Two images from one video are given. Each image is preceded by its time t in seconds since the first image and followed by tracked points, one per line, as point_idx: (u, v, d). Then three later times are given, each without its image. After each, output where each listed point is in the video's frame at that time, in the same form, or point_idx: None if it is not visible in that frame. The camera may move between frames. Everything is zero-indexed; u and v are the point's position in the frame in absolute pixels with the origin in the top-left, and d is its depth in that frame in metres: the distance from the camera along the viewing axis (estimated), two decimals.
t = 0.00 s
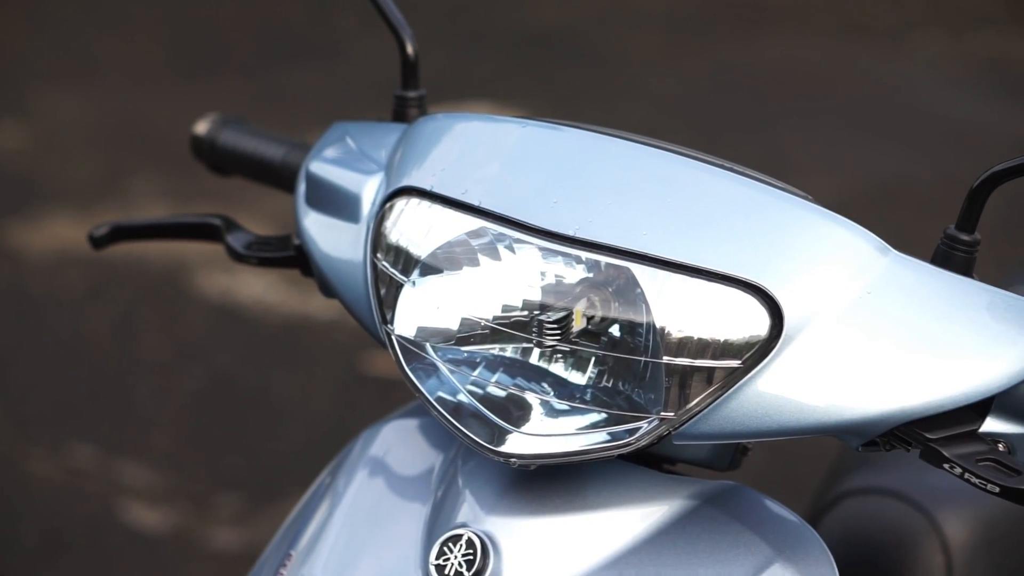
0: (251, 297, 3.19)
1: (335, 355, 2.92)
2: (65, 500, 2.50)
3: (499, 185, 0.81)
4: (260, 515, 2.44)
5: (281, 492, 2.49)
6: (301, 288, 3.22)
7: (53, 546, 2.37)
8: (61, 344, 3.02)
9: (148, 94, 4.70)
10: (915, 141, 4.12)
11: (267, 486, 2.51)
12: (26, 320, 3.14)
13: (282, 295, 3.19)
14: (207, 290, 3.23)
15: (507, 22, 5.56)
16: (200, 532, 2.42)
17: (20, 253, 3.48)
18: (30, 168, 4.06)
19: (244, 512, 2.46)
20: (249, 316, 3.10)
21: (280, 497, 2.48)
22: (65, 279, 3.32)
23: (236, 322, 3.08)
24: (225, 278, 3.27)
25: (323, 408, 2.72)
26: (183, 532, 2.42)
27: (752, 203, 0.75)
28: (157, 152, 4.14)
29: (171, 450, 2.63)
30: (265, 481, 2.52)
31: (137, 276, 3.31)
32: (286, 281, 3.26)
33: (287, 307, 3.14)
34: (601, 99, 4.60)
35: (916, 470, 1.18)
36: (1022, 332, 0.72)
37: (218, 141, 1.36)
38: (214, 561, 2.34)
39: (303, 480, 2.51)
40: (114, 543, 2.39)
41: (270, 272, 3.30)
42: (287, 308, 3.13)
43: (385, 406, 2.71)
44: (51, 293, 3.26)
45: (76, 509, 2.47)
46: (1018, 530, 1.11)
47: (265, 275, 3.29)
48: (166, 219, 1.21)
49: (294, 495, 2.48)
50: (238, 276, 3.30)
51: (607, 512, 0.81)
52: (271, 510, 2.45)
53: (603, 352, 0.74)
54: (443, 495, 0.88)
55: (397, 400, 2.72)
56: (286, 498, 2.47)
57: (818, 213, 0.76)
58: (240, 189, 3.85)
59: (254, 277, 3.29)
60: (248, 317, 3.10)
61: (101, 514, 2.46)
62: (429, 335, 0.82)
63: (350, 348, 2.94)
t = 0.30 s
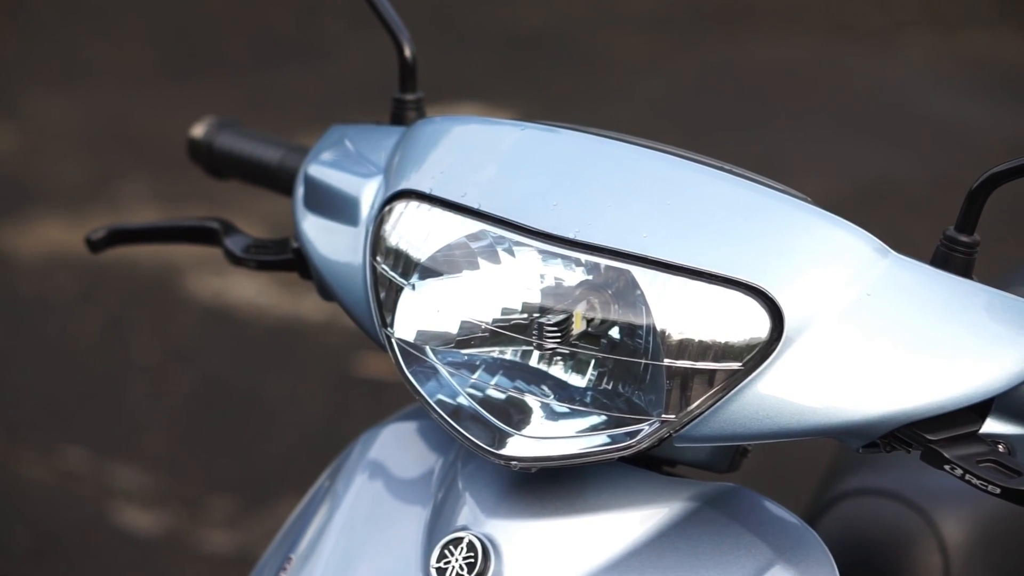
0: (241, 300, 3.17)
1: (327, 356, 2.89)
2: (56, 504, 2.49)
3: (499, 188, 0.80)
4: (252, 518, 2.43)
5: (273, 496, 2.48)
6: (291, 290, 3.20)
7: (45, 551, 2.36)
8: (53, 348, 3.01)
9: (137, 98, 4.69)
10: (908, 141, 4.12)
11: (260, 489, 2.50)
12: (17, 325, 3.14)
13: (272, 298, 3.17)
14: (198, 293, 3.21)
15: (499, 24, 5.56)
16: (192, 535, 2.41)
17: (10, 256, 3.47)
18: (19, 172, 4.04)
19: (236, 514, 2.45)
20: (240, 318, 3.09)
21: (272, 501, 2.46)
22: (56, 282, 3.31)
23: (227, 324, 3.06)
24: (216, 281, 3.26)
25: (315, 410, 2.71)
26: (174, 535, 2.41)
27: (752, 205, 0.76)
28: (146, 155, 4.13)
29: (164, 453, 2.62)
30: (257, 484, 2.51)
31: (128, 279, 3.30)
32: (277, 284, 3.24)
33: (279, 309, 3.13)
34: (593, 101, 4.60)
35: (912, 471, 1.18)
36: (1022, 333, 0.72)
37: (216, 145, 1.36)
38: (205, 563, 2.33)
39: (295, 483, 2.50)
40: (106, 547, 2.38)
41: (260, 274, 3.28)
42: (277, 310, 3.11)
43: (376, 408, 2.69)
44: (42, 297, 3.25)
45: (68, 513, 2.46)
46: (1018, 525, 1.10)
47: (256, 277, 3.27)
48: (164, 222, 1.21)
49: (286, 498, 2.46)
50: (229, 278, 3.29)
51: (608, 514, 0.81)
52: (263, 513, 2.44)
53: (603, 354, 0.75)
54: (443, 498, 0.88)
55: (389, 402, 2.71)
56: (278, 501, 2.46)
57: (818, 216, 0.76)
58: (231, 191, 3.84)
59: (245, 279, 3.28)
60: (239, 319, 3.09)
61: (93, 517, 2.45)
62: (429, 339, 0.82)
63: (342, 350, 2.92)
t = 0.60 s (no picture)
0: (230, 301, 3.17)
1: (316, 357, 2.90)
2: (46, 506, 2.48)
3: (498, 189, 0.81)
4: (243, 519, 2.42)
5: (264, 498, 2.47)
6: (280, 292, 3.20)
7: (34, 553, 2.36)
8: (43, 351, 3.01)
9: (125, 99, 4.68)
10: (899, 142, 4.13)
11: (251, 491, 2.50)
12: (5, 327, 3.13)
13: (262, 299, 3.17)
14: (187, 294, 3.21)
15: (490, 25, 5.56)
16: (182, 536, 2.40)
17: None
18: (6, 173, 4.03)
19: (228, 515, 2.44)
20: (230, 320, 3.08)
21: (263, 503, 2.46)
22: (46, 284, 3.30)
23: (218, 326, 3.06)
24: (206, 282, 3.25)
25: (307, 412, 2.71)
26: (165, 536, 2.40)
27: (751, 206, 0.76)
28: (134, 156, 4.12)
29: (155, 455, 2.62)
30: (248, 486, 2.51)
31: (118, 280, 3.29)
32: (266, 285, 3.24)
33: (268, 309, 3.12)
34: (583, 101, 4.60)
35: (909, 471, 1.18)
36: (1021, 334, 0.72)
37: (212, 146, 1.36)
38: (196, 565, 2.33)
39: (286, 485, 2.50)
40: (96, 549, 2.37)
41: (250, 276, 3.28)
42: (266, 312, 3.11)
43: (366, 410, 2.69)
44: (31, 299, 3.24)
45: (57, 514, 2.46)
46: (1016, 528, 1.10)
47: (245, 279, 3.27)
48: (161, 224, 1.21)
49: (277, 501, 2.46)
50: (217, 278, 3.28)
51: (606, 515, 0.81)
52: (254, 515, 2.43)
53: (602, 355, 0.75)
54: (441, 499, 0.88)
55: (379, 404, 2.71)
56: (270, 504, 2.46)
57: (817, 217, 0.76)
58: (219, 193, 3.84)
59: (234, 280, 3.28)
60: (229, 321, 3.08)
61: (82, 519, 2.44)
62: (428, 340, 0.82)
63: (331, 352, 2.92)
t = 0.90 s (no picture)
0: (217, 304, 3.17)
1: (304, 359, 2.90)
2: (32, 509, 2.47)
3: (496, 191, 0.81)
4: (231, 523, 2.41)
5: (254, 502, 2.46)
6: (267, 295, 3.20)
7: (21, 557, 2.34)
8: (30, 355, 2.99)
9: (109, 101, 4.66)
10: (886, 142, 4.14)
11: (240, 495, 2.49)
12: None
13: (249, 302, 3.17)
14: (174, 298, 3.20)
15: (478, 27, 5.56)
16: (170, 540, 2.39)
17: None
18: None
19: (216, 518, 2.43)
20: (217, 324, 3.08)
21: (252, 507, 2.45)
22: (32, 287, 3.29)
23: (205, 329, 3.05)
24: (193, 285, 3.25)
25: (295, 415, 2.70)
26: (153, 540, 2.39)
27: (749, 208, 0.76)
28: (119, 159, 4.11)
29: (144, 459, 2.61)
30: (238, 490, 2.50)
31: (104, 284, 3.28)
32: (252, 288, 3.25)
33: (256, 313, 3.12)
34: (571, 104, 4.60)
35: (905, 473, 1.19)
36: (1020, 335, 0.72)
37: (207, 149, 1.36)
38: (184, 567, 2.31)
39: (275, 489, 2.49)
40: (84, 553, 2.35)
41: (237, 279, 3.29)
42: (253, 315, 3.11)
43: (354, 413, 2.69)
44: (18, 303, 3.22)
45: (44, 517, 2.44)
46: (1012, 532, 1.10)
47: (232, 281, 3.27)
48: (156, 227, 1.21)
49: (266, 505, 2.45)
50: (204, 281, 3.28)
51: (605, 517, 0.81)
52: (243, 519, 2.42)
53: (601, 357, 0.75)
54: (440, 502, 0.88)
55: (366, 407, 2.70)
56: (258, 508, 2.45)
57: (816, 218, 0.76)
58: (204, 196, 3.83)
59: (221, 283, 3.27)
60: (216, 324, 3.08)
61: (69, 522, 2.43)
62: (427, 343, 0.82)
63: (317, 354, 2.92)
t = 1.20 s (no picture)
0: (205, 300, 3.17)
1: (292, 355, 2.91)
2: (21, 506, 2.46)
3: (494, 184, 0.80)
4: (221, 518, 2.40)
5: (244, 497, 2.45)
6: (255, 291, 3.21)
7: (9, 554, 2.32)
8: (18, 354, 2.98)
9: (93, 101, 4.64)
10: (875, 136, 4.14)
11: (230, 491, 2.47)
12: None
13: (236, 298, 3.17)
14: (162, 295, 3.20)
15: (466, 24, 5.55)
16: (160, 536, 2.37)
17: None
18: None
19: (207, 513, 2.42)
20: (205, 320, 3.08)
21: (241, 503, 2.43)
22: (19, 286, 3.27)
23: (193, 326, 3.05)
24: (180, 283, 3.25)
25: (285, 411, 2.70)
26: (143, 535, 2.37)
27: (748, 199, 0.76)
28: (104, 159, 4.10)
29: (134, 456, 2.60)
30: (228, 485, 2.49)
31: (91, 282, 3.27)
32: (239, 284, 3.25)
33: (244, 310, 3.12)
34: (559, 100, 4.60)
35: (901, 463, 1.19)
36: (1019, 326, 0.72)
37: (202, 143, 1.35)
38: (174, 563, 2.30)
39: (265, 484, 2.48)
40: (74, 549, 2.34)
41: (224, 276, 3.29)
42: (242, 311, 3.12)
43: (343, 409, 2.69)
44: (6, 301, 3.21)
45: (33, 515, 2.42)
46: (1006, 523, 1.11)
47: (219, 278, 3.27)
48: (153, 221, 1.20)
49: (256, 500, 2.44)
50: (191, 279, 3.27)
51: (604, 509, 0.81)
52: (233, 514, 2.40)
53: (601, 350, 0.75)
54: (440, 495, 0.88)
55: (355, 403, 2.70)
56: (248, 503, 2.43)
57: (815, 210, 0.76)
58: (190, 194, 3.82)
59: (208, 281, 3.26)
60: (204, 321, 3.08)
61: (58, 519, 2.41)
62: (425, 336, 0.82)
63: (306, 351, 2.92)
